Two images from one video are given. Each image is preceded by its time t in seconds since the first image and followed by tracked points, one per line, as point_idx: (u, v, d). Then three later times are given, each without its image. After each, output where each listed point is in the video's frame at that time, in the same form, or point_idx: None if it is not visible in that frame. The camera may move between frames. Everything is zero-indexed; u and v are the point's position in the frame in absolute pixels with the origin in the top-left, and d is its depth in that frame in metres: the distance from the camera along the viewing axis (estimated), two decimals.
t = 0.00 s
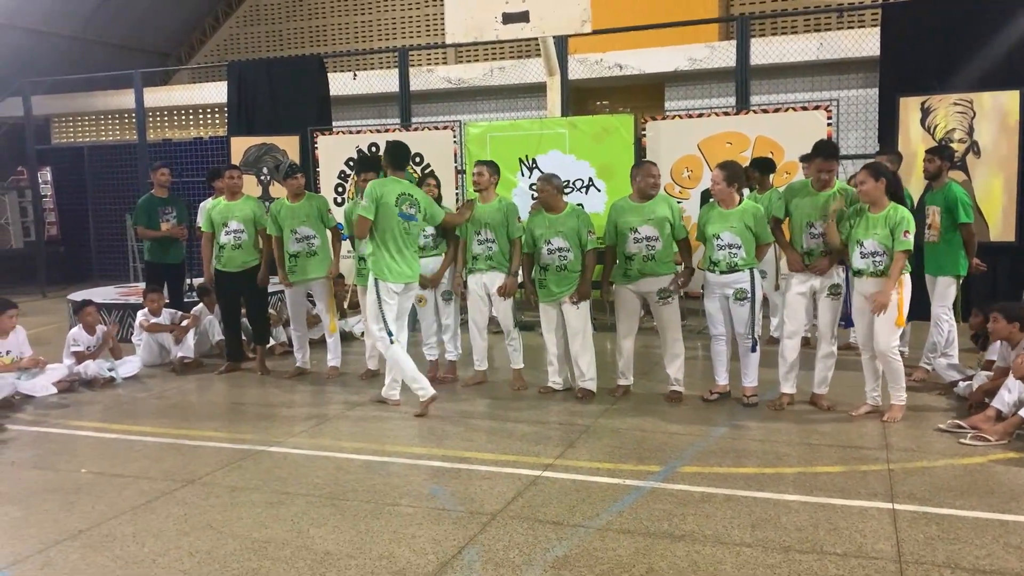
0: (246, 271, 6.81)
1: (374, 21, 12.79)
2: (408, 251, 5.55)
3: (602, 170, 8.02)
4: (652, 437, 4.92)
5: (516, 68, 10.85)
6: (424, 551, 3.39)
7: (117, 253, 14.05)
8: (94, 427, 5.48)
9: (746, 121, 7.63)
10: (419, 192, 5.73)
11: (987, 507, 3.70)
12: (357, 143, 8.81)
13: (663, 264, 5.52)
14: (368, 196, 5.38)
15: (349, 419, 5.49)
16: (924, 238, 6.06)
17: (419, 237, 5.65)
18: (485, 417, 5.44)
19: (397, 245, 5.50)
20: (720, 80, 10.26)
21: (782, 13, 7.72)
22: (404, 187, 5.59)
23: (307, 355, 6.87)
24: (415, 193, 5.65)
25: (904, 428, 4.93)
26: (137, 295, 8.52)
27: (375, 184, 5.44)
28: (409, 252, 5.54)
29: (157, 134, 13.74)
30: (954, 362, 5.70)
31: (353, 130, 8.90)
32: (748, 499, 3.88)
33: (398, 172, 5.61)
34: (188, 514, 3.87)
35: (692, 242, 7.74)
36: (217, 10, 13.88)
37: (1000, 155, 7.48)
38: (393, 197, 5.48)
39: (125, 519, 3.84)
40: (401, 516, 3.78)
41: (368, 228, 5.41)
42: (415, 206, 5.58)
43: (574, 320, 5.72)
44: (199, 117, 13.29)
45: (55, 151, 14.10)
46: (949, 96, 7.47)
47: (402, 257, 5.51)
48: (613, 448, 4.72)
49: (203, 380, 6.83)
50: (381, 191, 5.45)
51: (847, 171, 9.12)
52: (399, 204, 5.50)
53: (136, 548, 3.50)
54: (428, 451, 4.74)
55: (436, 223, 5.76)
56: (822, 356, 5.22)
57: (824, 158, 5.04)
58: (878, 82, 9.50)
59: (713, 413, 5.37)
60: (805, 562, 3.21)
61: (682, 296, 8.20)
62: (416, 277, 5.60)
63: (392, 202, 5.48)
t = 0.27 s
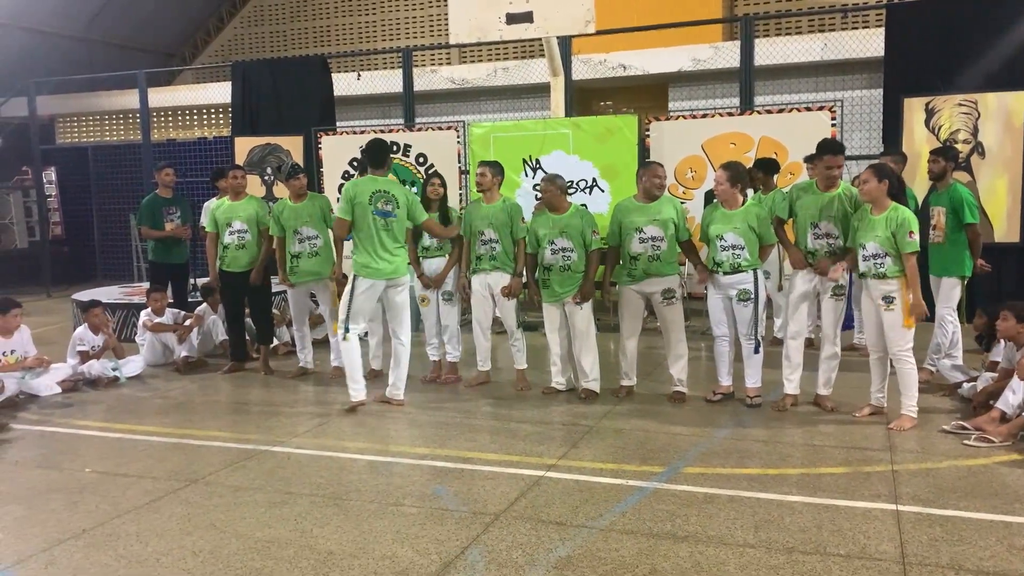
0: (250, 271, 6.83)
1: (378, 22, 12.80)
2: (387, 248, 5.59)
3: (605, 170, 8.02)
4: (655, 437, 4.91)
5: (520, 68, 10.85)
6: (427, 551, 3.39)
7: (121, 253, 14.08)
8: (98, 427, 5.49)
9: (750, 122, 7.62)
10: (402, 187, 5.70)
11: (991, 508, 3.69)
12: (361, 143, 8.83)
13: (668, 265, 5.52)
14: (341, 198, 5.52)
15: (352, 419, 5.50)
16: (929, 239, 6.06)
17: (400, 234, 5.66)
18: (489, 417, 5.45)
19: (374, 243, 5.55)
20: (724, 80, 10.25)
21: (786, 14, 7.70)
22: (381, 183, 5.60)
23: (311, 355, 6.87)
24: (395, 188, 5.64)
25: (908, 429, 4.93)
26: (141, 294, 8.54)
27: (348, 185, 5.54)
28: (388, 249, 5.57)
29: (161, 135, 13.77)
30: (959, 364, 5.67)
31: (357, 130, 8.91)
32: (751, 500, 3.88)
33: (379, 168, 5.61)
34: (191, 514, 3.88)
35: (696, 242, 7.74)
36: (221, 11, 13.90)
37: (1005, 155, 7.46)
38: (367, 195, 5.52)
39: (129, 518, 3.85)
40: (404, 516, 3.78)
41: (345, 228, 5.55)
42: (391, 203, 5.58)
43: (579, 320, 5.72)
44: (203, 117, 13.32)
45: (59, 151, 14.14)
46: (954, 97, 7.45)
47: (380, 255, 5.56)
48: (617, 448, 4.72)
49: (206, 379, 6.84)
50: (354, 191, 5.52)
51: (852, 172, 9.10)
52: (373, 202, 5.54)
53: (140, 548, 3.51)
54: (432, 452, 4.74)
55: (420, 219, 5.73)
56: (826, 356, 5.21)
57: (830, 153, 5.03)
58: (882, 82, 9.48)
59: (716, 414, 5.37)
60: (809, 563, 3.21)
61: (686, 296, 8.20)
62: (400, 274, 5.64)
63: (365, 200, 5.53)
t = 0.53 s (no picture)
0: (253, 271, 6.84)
1: (381, 22, 12.81)
2: (359, 252, 5.54)
3: (608, 170, 8.02)
4: (658, 438, 4.91)
5: (523, 69, 10.85)
6: (429, 551, 3.39)
7: (125, 253, 14.10)
8: (102, 426, 5.50)
9: (753, 122, 7.61)
10: (374, 188, 5.58)
11: (995, 510, 3.69)
12: (364, 143, 8.84)
13: (672, 265, 5.52)
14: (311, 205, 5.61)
15: (355, 418, 5.50)
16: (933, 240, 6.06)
17: (372, 236, 5.56)
18: (492, 417, 5.45)
19: (345, 248, 5.54)
20: (727, 80, 10.25)
21: (790, 14, 7.69)
22: (349, 187, 5.55)
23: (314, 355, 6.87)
24: (364, 190, 5.54)
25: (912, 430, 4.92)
26: (145, 293, 8.56)
27: (318, 191, 5.61)
28: (359, 253, 5.52)
29: (165, 134, 13.79)
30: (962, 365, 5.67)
31: (360, 130, 8.93)
32: (754, 501, 3.88)
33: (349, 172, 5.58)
34: (194, 513, 3.88)
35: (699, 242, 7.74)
36: (225, 11, 13.92)
37: (1010, 155, 7.45)
38: (333, 200, 5.54)
39: (132, 517, 3.86)
40: (406, 516, 3.78)
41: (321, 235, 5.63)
42: (358, 205, 5.50)
43: (581, 320, 5.71)
44: (206, 117, 13.34)
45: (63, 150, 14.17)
46: (958, 97, 7.44)
47: (352, 259, 5.53)
48: (620, 448, 4.72)
49: (210, 379, 6.85)
50: (322, 197, 5.57)
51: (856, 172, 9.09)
52: (340, 206, 5.52)
53: (143, 547, 3.52)
54: (435, 451, 4.75)
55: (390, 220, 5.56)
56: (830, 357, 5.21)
57: (834, 151, 5.03)
58: (886, 82, 9.47)
59: (720, 415, 5.36)
60: (812, 564, 3.20)
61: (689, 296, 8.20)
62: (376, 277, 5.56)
63: (332, 205, 5.54)
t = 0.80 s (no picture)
0: (255, 272, 6.84)
1: (385, 22, 12.82)
2: (332, 250, 5.47)
3: (612, 171, 8.02)
4: (661, 439, 4.91)
5: (526, 69, 10.85)
6: (432, 551, 3.39)
7: (128, 252, 14.13)
8: (105, 426, 5.51)
9: (756, 122, 7.62)
10: (345, 185, 5.51)
11: (999, 511, 3.68)
12: (368, 143, 8.85)
13: (677, 266, 5.51)
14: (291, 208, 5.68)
15: (358, 419, 5.51)
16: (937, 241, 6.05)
17: (344, 233, 5.49)
18: (494, 418, 5.45)
19: (319, 247, 5.51)
20: (731, 81, 10.24)
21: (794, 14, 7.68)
22: (320, 186, 5.54)
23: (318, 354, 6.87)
24: (334, 187, 5.49)
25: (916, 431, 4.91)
26: (148, 294, 8.58)
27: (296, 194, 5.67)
28: (330, 251, 5.46)
29: (169, 135, 13.82)
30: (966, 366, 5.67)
31: (364, 130, 8.94)
32: (758, 502, 3.88)
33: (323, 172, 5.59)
34: (197, 513, 3.89)
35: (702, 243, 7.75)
36: (228, 11, 13.94)
37: (1014, 156, 7.48)
38: (306, 201, 5.56)
39: (136, 517, 3.86)
40: (409, 516, 3.78)
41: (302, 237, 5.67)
42: (327, 204, 5.46)
43: (584, 321, 5.70)
44: (210, 117, 13.37)
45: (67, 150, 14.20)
46: (962, 98, 7.43)
47: (326, 257, 5.48)
48: (623, 449, 4.72)
49: (213, 379, 6.86)
50: (298, 198, 5.62)
51: (859, 173, 9.08)
52: (312, 206, 5.52)
53: (146, 546, 3.52)
54: (437, 452, 4.75)
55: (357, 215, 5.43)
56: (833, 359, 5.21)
57: (840, 150, 5.03)
58: (889, 83, 9.46)
59: (723, 416, 5.36)
60: (815, 565, 3.20)
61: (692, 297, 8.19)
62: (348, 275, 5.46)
63: (306, 206, 5.56)
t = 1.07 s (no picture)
0: (258, 272, 6.85)
1: (388, 23, 12.82)
2: (318, 254, 5.41)
3: (615, 172, 8.02)
4: (664, 440, 4.90)
5: (530, 70, 10.84)
6: (435, 552, 3.40)
7: (132, 252, 14.16)
8: (109, 426, 5.52)
9: (760, 123, 7.61)
10: (332, 188, 5.41)
11: (1002, 513, 3.67)
12: (371, 143, 8.85)
13: (681, 267, 5.51)
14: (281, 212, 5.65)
15: (360, 419, 5.51)
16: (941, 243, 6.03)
17: (328, 238, 5.39)
18: (497, 418, 5.45)
19: (307, 251, 5.46)
20: (735, 82, 10.23)
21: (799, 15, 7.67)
22: (308, 189, 5.47)
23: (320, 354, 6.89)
24: (319, 190, 5.40)
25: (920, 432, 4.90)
26: (152, 294, 8.60)
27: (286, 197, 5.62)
28: (316, 255, 5.40)
29: (172, 135, 13.84)
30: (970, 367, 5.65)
31: (367, 130, 8.94)
32: (761, 503, 3.87)
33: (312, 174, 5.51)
34: (200, 513, 3.89)
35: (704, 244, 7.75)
36: (232, 12, 13.95)
37: (1017, 157, 7.40)
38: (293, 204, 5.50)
39: (139, 516, 3.87)
40: (412, 516, 3.78)
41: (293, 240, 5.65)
42: (312, 207, 5.39)
43: (586, 322, 5.70)
44: (213, 118, 13.39)
45: (71, 151, 14.23)
46: (964, 99, 7.39)
47: (313, 261, 5.43)
48: (626, 450, 4.71)
49: (216, 379, 6.87)
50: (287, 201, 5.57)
51: (863, 174, 9.07)
52: (299, 209, 5.46)
53: (149, 546, 3.52)
54: (440, 452, 4.75)
55: (344, 219, 5.36)
56: (837, 360, 5.20)
57: (848, 150, 5.00)
58: (893, 84, 9.44)
59: (726, 417, 5.35)
60: (818, 567, 3.19)
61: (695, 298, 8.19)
62: (331, 280, 5.37)
63: (294, 209, 5.51)
